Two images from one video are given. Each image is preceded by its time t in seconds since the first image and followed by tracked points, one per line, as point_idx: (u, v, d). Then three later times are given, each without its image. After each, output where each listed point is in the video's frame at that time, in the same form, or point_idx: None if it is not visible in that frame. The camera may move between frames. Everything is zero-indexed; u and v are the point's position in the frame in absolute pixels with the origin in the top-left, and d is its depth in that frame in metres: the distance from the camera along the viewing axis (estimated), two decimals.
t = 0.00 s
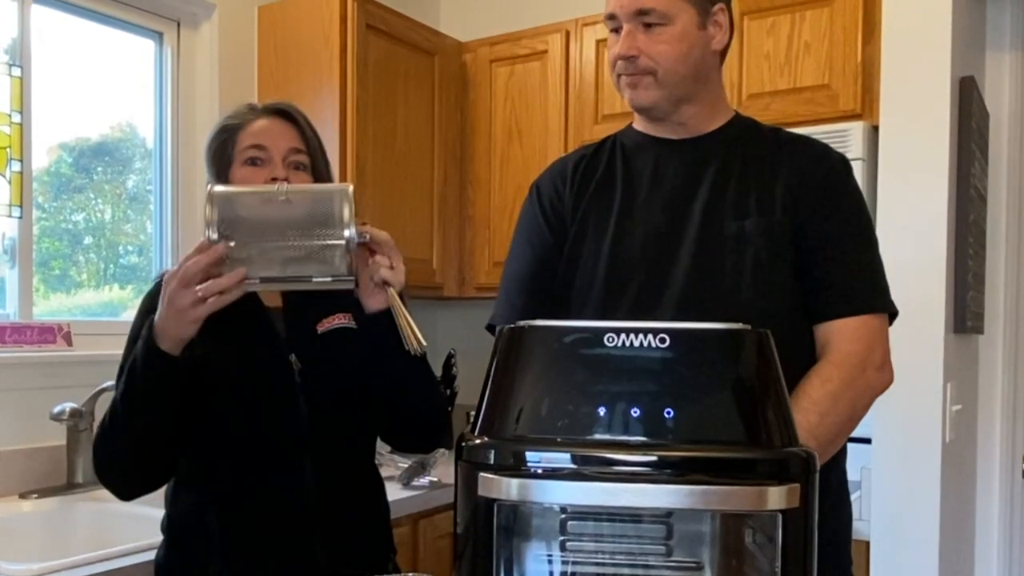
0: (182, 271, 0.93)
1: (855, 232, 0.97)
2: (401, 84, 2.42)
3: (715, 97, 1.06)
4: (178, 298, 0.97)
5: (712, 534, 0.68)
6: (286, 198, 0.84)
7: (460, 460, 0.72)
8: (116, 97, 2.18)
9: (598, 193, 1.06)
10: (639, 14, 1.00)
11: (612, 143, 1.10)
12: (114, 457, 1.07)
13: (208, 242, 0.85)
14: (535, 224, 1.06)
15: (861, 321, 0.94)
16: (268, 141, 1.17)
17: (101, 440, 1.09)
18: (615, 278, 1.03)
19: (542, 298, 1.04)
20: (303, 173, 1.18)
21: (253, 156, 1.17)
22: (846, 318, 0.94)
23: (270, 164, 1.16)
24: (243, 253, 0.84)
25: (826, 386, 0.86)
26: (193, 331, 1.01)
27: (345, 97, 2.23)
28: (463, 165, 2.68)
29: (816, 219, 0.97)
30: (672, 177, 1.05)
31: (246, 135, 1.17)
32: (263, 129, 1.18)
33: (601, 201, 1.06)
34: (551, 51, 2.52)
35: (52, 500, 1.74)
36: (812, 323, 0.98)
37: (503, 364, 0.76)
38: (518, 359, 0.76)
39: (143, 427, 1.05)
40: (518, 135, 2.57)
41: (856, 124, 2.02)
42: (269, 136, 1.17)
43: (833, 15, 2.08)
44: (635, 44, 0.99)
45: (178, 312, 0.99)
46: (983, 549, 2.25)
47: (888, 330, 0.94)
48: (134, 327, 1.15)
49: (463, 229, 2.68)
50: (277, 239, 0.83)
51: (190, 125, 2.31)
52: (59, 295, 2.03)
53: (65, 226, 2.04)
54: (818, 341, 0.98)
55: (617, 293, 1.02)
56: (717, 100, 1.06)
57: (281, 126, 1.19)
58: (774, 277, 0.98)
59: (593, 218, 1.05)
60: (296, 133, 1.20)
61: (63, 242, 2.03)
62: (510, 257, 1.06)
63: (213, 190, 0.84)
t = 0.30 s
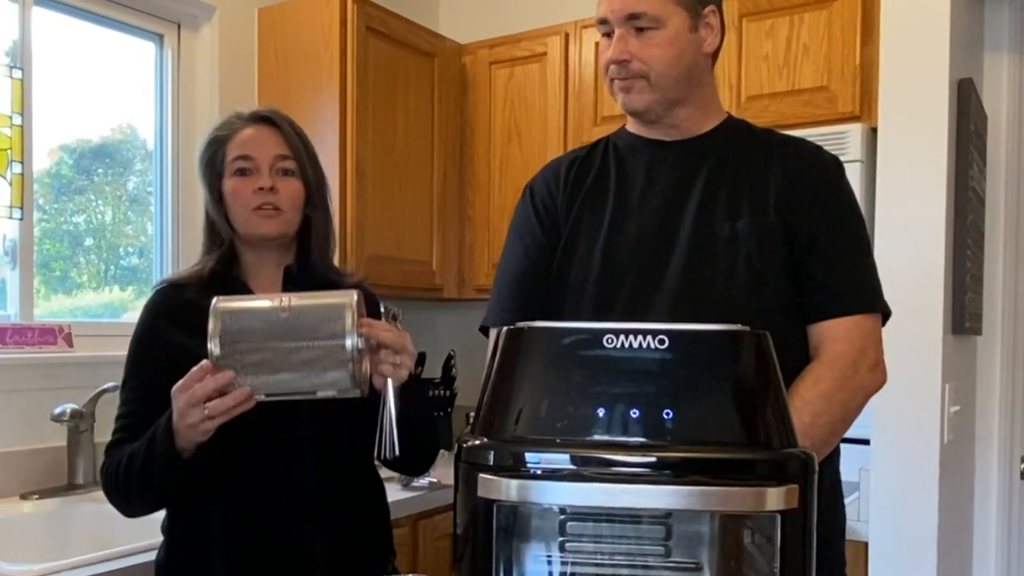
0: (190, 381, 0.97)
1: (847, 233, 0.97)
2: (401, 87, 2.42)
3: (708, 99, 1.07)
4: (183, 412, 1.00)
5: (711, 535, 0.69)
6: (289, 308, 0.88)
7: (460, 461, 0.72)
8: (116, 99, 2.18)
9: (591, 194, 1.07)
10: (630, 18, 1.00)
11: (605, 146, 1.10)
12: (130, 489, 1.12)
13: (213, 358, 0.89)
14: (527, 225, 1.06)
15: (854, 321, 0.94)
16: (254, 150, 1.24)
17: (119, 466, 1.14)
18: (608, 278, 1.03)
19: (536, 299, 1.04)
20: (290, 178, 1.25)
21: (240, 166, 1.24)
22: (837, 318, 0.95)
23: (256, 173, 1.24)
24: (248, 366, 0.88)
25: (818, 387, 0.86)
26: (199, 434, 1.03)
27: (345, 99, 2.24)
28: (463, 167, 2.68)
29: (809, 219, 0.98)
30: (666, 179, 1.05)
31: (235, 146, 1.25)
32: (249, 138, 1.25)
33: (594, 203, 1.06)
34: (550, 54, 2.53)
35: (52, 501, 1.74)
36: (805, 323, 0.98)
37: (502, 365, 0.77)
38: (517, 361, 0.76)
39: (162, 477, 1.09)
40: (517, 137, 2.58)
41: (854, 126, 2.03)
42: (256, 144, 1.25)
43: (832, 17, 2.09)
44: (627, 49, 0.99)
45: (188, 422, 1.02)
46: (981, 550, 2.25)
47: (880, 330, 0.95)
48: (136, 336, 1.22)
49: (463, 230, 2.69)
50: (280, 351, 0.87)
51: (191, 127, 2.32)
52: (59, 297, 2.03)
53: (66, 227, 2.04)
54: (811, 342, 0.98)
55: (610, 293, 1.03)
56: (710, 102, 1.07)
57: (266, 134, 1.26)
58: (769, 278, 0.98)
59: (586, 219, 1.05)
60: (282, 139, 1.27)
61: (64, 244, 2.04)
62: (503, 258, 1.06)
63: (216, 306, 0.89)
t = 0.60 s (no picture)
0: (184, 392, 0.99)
1: (843, 234, 0.98)
2: (401, 88, 2.43)
3: (704, 102, 1.07)
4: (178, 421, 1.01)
5: (710, 535, 0.69)
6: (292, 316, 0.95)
7: (460, 462, 0.73)
8: (117, 101, 2.19)
9: (589, 196, 1.07)
10: (625, 21, 1.00)
11: (601, 148, 1.10)
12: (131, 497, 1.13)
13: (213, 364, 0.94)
14: (525, 227, 1.06)
15: (850, 322, 0.95)
16: (251, 151, 1.24)
17: (118, 474, 1.15)
18: (605, 280, 1.03)
19: (534, 301, 1.04)
20: (286, 179, 1.25)
21: (237, 166, 1.24)
22: (833, 319, 0.95)
23: (253, 173, 1.24)
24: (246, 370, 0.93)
25: (814, 388, 0.87)
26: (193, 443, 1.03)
27: (345, 101, 2.24)
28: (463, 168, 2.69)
29: (805, 221, 0.99)
30: (663, 180, 1.05)
31: (233, 147, 1.25)
32: (247, 139, 1.25)
33: (591, 205, 1.06)
34: (550, 56, 2.54)
35: (53, 502, 1.74)
36: (802, 324, 0.99)
37: (500, 366, 0.77)
38: (516, 361, 0.77)
39: (162, 486, 1.10)
40: (517, 139, 2.58)
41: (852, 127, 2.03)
42: (254, 145, 1.25)
43: (830, 19, 2.10)
44: (623, 52, 1.00)
45: (183, 431, 1.01)
46: (979, 550, 2.26)
47: (876, 331, 0.95)
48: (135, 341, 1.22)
49: (462, 232, 2.69)
50: (278, 352, 0.92)
51: (191, 128, 2.32)
52: (60, 298, 2.03)
53: (66, 229, 2.05)
54: (807, 342, 0.99)
55: (606, 295, 1.03)
56: (706, 104, 1.07)
57: (265, 135, 1.26)
58: (767, 279, 0.99)
59: (584, 220, 1.06)
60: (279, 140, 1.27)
61: (65, 245, 2.04)
62: (501, 260, 1.07)
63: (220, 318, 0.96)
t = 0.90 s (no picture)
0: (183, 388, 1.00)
1: (841, 235, 0.98)
2: (401, 90, 2.43)
3: (702, 103, 1.08)
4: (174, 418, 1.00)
5: (709, 536, 0.69)
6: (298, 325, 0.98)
7: (460, 463, 0.73)
8: (117, 103, 2.19)
9: (588, 197, 1.07)
10: (623, 23, 1.01)
11: (600, 150, 1.11)
12: (128, 500, 1.13)
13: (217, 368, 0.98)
14: (524, 230, 1.06)
15: (849, 324, 0.95)
16: (262, 161, 1.25)
17: (115, 477, 1.15)
18: (604, 281, 1.04)
19: (534, 303, 1.05)
20: (294, 191, 1.27)
21: (246, 175, 1.25)
22: (832, 321, 0.95)
23: (264, 184, 1.25)
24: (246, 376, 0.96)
25: (814, 389, 0.87)
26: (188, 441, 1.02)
27: (345, 102, 2.25)
28: (463, 170, 2.69)
29: (803, 222, 0.99)
30: (661, 183, 1.06)
31: (243, 153, 1.25)
32: (256, 148, 1.26)
33: (591, 207, 1.07)
34: (549, 58, 2.54)
35: (53, 502, 1.75)
36: (801, 325, 0.99)
37: (500, 368, 0.78)
38: (516, 362, 0.77)
39: (155, 489, 1.10)
40: (516, 141, 2.59)
41: (851, 129, 2.04)
42: (264, 154, 1.26)
43: (829, 22, 2.10)
44: (621, 55, 1.00)
45: (181, 429, 1.00)
46: (976, 551, 2.27)
47: (874, 332, 0.95)
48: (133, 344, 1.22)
49: (462, 234, 2.70)
50: (278, 345, 0.95)
51: (191, 130, 2.33)
52: (61, 300, 2.04)
53: (67, 230, 2.05)
54: (806, 344, 0.99)
55: (606, 296, 1.03)
56: (704, 106, 1.08)
57: (273, 144, 1.27)
58: (765, 281, 0.99)
59: (583, 222, 1.06)
60: (289, 149, 1.28)
61: (65, 246, 2.04)
62: (500, 263, 1.07)
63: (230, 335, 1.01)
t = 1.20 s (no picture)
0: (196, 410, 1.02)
1: (840, 237, 0.98)
2: (401, 92, 2.44)
3: (702, 105, 1.08)
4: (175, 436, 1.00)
5: (708, 536, 0.70)
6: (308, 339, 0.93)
7: (459, 464, 0.73)
8: (118, 105, 2.19)
9: (589, 199, 1.08)
10: (623, 26, 1.01)
11: (600, 152, 1.11)
12: (126, 501, 1.13)
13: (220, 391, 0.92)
14: (525, 232, 1.07)
15: (848, 326, 0.95)
16: (261, 164, 1.25)
17: (112, 478, 1.15)
18: (604, 283, 1.04)
19: (534, 305, 1.05)
20: (293, 195, 1.28)
21: (246, 179, 1.25)
22: (832, 322, 0.96)
23: (263, 188, 1.25)
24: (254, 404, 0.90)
25: (814, 390, 0.87)
26: (181, 468, 1.02)
27: (345, 104, 2.25)
28: (463, 172, 2.70)
29: (802, 224, 0.99)
30: (661, 185, 1.06)
31: (242, 157, 1.26)
32: (255, 151, 1.26)
33: (591, 209, 1.07)
34: (549, 59, 2.55)
35: (54, 503, 1.75)
36: (800, 327, 0.99)
37: (499, 369, 0.78)
38: (516, 364, 0.77)
39: (151, 496, 1.11)
40: (516, 143, 2.60)
41: (850, 131, 2.04)
42: (263, 157, 1.26)
43: (827, 24, 2.11)
44: (621, 57, 1.01)
45: (176, 454, 1.00)
46: (975, 551, 2.27)
47: (874, 334, 0.96)
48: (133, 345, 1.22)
49: (462, 236, 2.70)
50: (290, 369, 0.90)
51: (192, 132, 2.33)
52: (62, 301, 2.04)
53: (67, 232, 2.05)
54: (805, 345, 0.99)
55: (607, 298, 1.04)
56: (704, 107, 1.08)
57: (273, 147, 1.27)
58: (764, 282, 1.00)
59: (583, 224, 1.07)
60: (289, 153, 1.29)
61: (66, 248, 2.05)
62: (501, 265, 1.07)
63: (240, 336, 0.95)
